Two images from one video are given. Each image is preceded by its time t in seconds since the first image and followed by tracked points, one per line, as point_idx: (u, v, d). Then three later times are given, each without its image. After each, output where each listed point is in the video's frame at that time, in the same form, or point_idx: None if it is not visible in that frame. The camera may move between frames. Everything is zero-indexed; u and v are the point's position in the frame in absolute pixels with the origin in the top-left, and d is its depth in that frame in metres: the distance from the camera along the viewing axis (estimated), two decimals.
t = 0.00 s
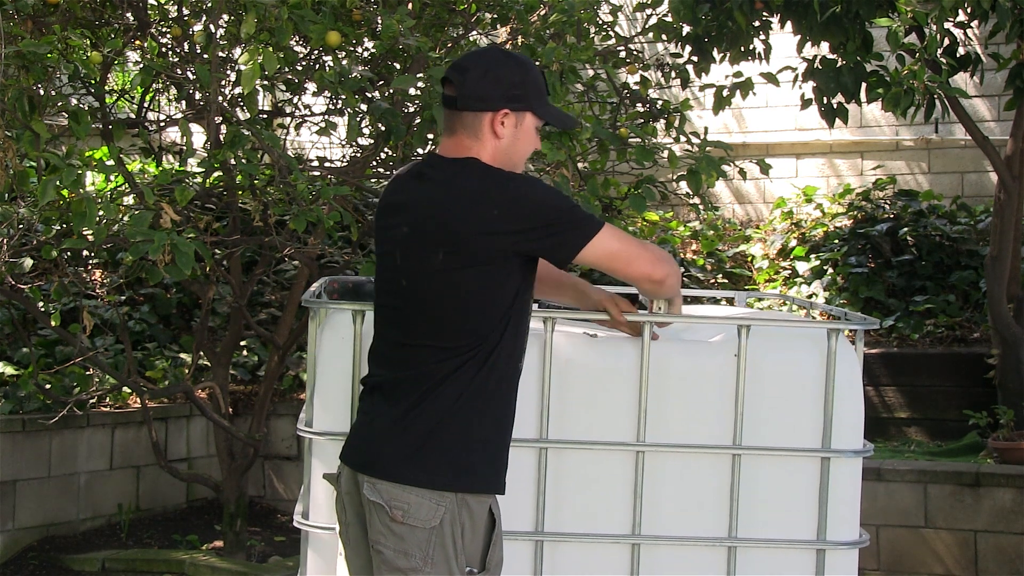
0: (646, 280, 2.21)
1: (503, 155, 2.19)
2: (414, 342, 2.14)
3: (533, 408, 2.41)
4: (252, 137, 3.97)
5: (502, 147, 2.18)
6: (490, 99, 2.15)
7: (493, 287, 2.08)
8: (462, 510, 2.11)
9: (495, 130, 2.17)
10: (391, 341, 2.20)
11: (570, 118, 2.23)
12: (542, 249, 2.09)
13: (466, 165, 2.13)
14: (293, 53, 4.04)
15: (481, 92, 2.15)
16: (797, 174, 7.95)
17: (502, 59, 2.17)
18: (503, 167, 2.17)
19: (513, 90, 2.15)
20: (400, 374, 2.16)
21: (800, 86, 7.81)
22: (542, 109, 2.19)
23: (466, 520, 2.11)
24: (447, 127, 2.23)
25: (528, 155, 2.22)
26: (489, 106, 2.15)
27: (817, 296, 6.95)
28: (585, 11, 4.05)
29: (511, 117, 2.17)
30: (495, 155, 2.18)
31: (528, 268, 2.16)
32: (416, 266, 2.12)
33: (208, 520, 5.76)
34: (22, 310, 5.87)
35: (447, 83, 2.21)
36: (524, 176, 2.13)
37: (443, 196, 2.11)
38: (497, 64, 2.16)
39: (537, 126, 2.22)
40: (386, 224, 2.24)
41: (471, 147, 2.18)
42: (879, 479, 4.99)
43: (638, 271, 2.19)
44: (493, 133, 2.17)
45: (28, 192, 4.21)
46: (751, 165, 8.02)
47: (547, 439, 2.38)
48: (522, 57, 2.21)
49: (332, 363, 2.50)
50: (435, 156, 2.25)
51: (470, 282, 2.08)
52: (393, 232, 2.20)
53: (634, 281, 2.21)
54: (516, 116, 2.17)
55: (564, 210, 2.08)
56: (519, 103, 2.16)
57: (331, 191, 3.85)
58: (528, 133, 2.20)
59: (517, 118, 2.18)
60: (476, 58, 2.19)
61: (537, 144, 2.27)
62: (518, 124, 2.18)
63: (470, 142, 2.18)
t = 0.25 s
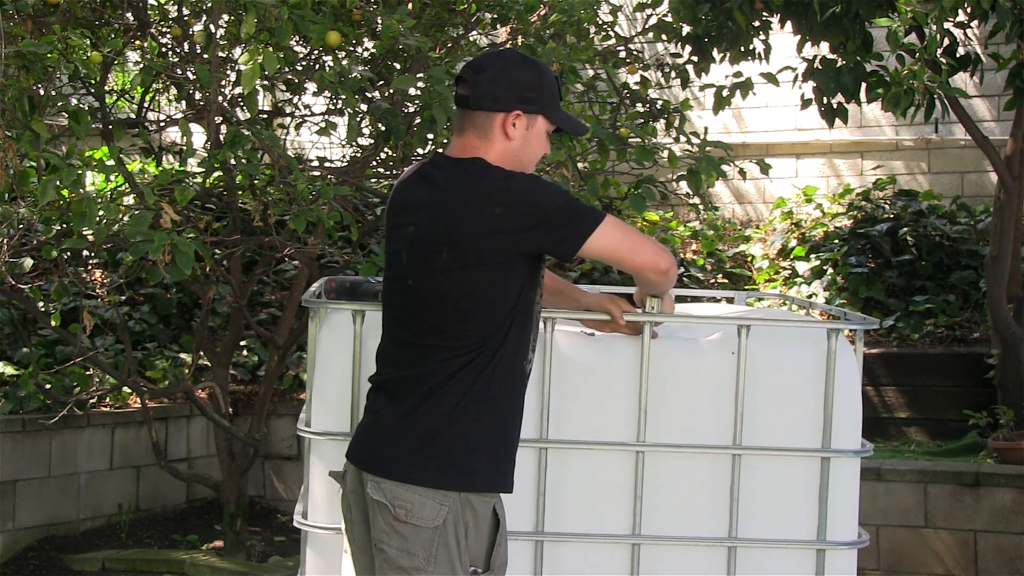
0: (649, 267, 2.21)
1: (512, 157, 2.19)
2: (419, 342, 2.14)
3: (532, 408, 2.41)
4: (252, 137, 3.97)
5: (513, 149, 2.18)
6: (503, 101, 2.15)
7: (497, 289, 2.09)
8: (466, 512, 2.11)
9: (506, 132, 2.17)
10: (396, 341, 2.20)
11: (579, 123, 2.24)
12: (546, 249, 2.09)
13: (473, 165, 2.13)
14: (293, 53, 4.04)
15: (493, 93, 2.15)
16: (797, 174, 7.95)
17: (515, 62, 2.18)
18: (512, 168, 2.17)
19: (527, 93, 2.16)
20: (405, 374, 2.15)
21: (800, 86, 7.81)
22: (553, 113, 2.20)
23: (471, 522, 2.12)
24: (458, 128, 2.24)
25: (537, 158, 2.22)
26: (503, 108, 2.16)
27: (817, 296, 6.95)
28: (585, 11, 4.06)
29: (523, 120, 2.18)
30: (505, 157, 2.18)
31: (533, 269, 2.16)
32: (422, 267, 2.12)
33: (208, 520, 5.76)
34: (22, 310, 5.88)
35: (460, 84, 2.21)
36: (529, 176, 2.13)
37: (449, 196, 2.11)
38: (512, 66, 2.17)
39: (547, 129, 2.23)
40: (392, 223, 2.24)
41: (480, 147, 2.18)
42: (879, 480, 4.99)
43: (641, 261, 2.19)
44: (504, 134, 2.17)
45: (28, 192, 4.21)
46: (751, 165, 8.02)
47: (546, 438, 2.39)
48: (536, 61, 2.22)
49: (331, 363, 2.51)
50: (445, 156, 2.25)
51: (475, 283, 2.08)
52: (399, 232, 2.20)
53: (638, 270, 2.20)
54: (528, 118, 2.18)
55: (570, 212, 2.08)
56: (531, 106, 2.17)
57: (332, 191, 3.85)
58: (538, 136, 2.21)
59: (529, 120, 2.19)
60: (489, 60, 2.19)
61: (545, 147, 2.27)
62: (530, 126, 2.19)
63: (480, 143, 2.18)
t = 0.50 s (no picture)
0: (649, 263, 2.21)
1: (516, 160, 2.20)
2: (421, 342, 2.14)
3: (541, 412, 2.44)
4: (252, 137, 3.97)
5: (519, 152, 2.19)
6: (513, 106, 2.14)
7: (498, 289, 2.09)
8: (465, 513, 2.11)
9: (514, 135, 2.17)
10: (398, 341, 2.19)
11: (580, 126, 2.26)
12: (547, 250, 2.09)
13: (477, 167, 2.12)
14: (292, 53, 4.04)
15: (502, 96, 2.14)
16: (797, 174, 7.95)
17: (524, 64, 2.17)
18: (518, 172, 2.17)
19: (536, 97, 2.16)
20: (407, 374, 2.15)
21: (800, 87, 7.81)
22: (559, 117, 2.20)
23: (469, 523, 2.11)
24: (462, 127, 2.22)
25: (538, 161, 2.23)
26: (512, 112, 2.15)
27: (817, 296, 6.95)
28: (585, 11, 4.06)
29: (529, 124, 2.18)
30: (511, 160, 2.19)
31: (534, 269, 2.16)
32: (422, 267, 2.12)
33: (208, 520, 5.76)
34: (22, 310, 5.88)
35: (468, 83, 2.18)
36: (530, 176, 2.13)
37: (450, 196, 2.11)
38: (522, 69, 2.15)
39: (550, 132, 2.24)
40: (394, 223, 2.24)
41: (485, 150, 2.17)
42: (879, 480, 4.99)
43: (640, 259, 2.19)
44: (512, 137, 2.17)
45: (28, 192, 4.21)
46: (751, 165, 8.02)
47: (554, 443, 2.41)
48: (542, 63, 2.21)
49: (339, 362, 2.51)
50: (448, 155, 2.24)
51: (476, 283, 2.08)
52: (401, 232, 2.20)
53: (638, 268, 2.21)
54: (534, 122, 2.18)
55: (570, 212, 2.08)
56: (539, 111, 2.17)
57: (331, 191, 3.85)
58: (541, 139, 2.22)
59: (535, 123, 2.19)
60: (496, 61, 2.17)
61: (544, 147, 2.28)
62: (535, 131, 2.19)
63: (486, 145, 2.17)
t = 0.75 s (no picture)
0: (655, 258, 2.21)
1: (521, 161, 2.20)
2: (424, 341, 2.14)
3: (539, 411, 2.44)
4: (252, 137, 3.97)
5: (525, 154, 2.19)
6: (521, 108, 2.15)
7: (500, 290, 2.09)
8: (467, 513, 2.11)
9: (520, 138, 2.17)
10: (400, 341, 2.19)
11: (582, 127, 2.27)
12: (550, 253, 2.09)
13: (485, 168, 2.13)
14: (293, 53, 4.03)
15: (511, 98, 2.14)
16: (797, 174, 7.95)
17: (530, 66, 2.17)
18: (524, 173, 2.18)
19: (543, 100, 2.16)
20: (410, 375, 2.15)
21: (800, 86, 7.81)
22: (563, 119, 2.22)
23: (471, 523, 2.11)
24: (466, 129, 2.22)
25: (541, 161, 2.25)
26: (520, 115, 2.15)
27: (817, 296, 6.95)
28: (585, 11, 4.06)
29: (535, 126, 2.19)
30: (517, 161, 2.19)
31: (537, 270, 2.16)
32: (425, 268, 2.13)
33: (208, 520, 5.76)
34: (22, 310, 5.87)
35: (475, 85, 2.17)
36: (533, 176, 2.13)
37: (455, 196, 2.11)
38: (529, 71, 2.15)
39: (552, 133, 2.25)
40: (398, 224, 2.24)
41: (492, 152, 2.18)
42: (879, 480, 4.99)
43: (642, 259, 2.20)
44: (518, 140, 2.18)
45: (28, 192, 4.20)
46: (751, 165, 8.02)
47: (553, 442, 2.41)
48: (546, 64, 2.21)
49: (337, 362, 2.51)
50: (451, 157, 2.23)
51: (479, 284, 2.08)
52: (405, 232, 2.20)
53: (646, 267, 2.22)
54: (540, 124, 2.19)
55: (573, 213, 2.08)
56: (546, 113, 2.17)
57: (332, 191, 3.85)
58: (544, 140, 2.23)
59: (540, 125, 2.20)
60: (503, 62, 2.17)
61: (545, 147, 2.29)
62: (541, 133, 2.20)
63: (493, 148, 2.17)
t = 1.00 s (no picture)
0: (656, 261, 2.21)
1: (518, 161, 2.20)
2: (425, 341, 2.14)
3: (539, 411, 2.44)
4: (252, 137, 3.97)
5: (522, 153, 2.19)
6: (518, 107, 2.15)
7: (502, 289, 2.09)
8: (469, 513, 2.11)
9: (517, 136, 2.17)
10: (401, 341, 2.20)
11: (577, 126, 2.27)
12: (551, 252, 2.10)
13: (485, 167, 2.13)
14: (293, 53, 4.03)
15: (508, 97, 2.14)
16: (797, 174, 7.95)
17: (527, 65, 2.17)
18: (523, 172, 2.18)
19: (540, 98, 2.16)
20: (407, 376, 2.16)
21: (800, 86, 7.81)
22: (559, 117, 2.22)
23: (473, 522, 2.11)
24: (463, 129, 2.21)
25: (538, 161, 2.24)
26: (517, 113, 2.15)
27: (817, 296, 6.95)
28: (585, 11, 4.06)
29: (532, 124, 2.19)
30: (515, 160, 2.19)
31: (538, 269, 2.16)
32: (427, 268, 2.13)
33: (208, 520, 5.76)
34: (22, 310, 5.88)
35: (472, 84, 2.17)
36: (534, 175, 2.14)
37: (455, 196, 2.11)
38: (526, 70, 2.16)
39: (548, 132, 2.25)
40: (398, 224, 2.24)
41: (489, 151, 2.17)
42: (879, 480, 4.99)
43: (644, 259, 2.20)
44: (515, 139, 2.17)
45: (28, 192, 4.20)
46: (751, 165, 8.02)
47: (553, 442, 2.41)
48: (542, 63, 2.21)
49: (337, 362, 2.51)
50: (449, 157, 2.23)
51: (480, 284, 2.08)
52: (405, 231, 2.20)
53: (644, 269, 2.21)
54: (537, 122, 2.19)
55: (575, 212, 2.08)
56: (542, 112, 2.17)
57: (332, 191, 3.85)
58: (541, 139, 2.23)
59: (537, 124, 2.20)
60: (500, 61, 2.17)
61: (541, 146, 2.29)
62: (537, 131, 2.20)
63: (490, 147, 2.17)
